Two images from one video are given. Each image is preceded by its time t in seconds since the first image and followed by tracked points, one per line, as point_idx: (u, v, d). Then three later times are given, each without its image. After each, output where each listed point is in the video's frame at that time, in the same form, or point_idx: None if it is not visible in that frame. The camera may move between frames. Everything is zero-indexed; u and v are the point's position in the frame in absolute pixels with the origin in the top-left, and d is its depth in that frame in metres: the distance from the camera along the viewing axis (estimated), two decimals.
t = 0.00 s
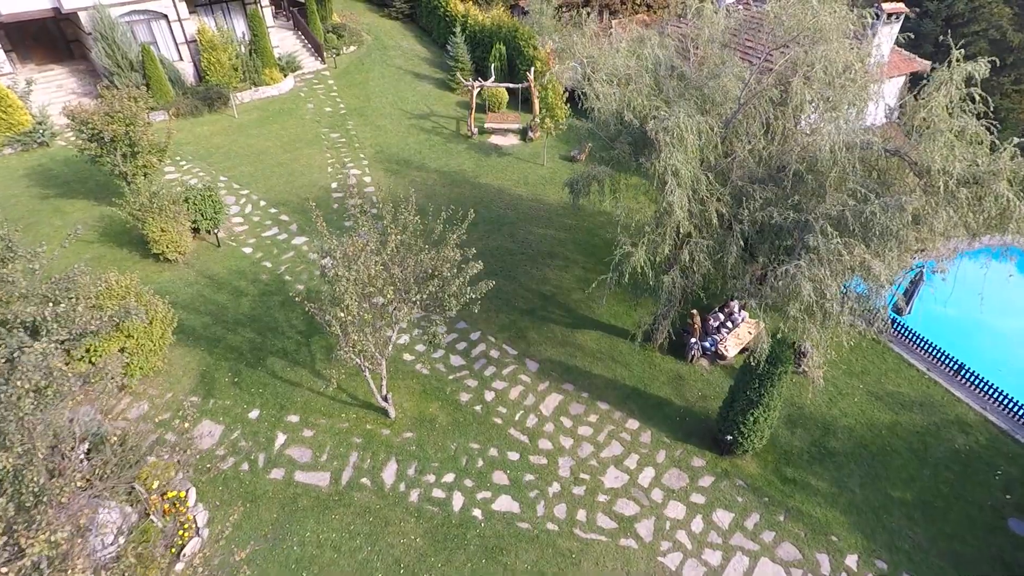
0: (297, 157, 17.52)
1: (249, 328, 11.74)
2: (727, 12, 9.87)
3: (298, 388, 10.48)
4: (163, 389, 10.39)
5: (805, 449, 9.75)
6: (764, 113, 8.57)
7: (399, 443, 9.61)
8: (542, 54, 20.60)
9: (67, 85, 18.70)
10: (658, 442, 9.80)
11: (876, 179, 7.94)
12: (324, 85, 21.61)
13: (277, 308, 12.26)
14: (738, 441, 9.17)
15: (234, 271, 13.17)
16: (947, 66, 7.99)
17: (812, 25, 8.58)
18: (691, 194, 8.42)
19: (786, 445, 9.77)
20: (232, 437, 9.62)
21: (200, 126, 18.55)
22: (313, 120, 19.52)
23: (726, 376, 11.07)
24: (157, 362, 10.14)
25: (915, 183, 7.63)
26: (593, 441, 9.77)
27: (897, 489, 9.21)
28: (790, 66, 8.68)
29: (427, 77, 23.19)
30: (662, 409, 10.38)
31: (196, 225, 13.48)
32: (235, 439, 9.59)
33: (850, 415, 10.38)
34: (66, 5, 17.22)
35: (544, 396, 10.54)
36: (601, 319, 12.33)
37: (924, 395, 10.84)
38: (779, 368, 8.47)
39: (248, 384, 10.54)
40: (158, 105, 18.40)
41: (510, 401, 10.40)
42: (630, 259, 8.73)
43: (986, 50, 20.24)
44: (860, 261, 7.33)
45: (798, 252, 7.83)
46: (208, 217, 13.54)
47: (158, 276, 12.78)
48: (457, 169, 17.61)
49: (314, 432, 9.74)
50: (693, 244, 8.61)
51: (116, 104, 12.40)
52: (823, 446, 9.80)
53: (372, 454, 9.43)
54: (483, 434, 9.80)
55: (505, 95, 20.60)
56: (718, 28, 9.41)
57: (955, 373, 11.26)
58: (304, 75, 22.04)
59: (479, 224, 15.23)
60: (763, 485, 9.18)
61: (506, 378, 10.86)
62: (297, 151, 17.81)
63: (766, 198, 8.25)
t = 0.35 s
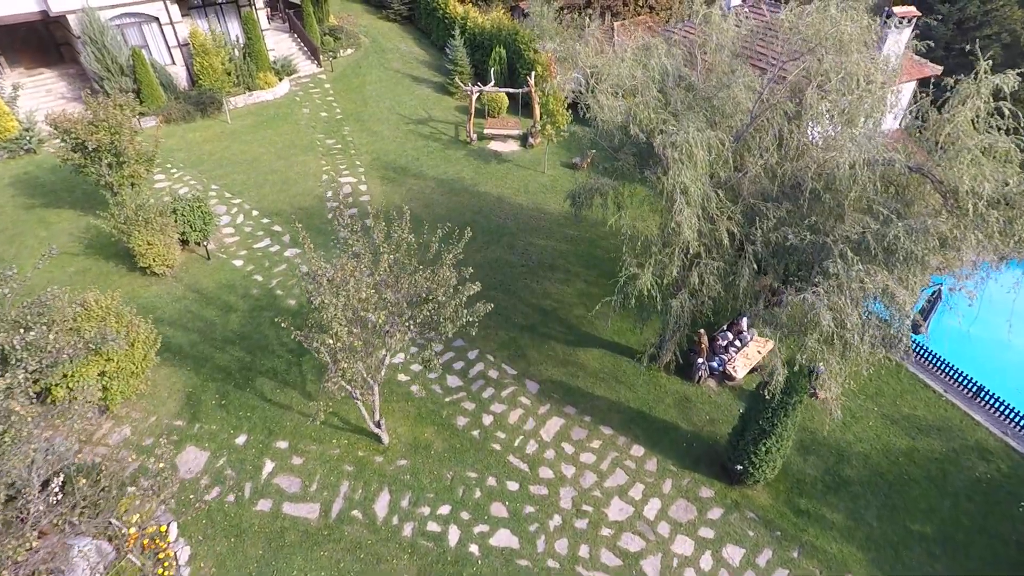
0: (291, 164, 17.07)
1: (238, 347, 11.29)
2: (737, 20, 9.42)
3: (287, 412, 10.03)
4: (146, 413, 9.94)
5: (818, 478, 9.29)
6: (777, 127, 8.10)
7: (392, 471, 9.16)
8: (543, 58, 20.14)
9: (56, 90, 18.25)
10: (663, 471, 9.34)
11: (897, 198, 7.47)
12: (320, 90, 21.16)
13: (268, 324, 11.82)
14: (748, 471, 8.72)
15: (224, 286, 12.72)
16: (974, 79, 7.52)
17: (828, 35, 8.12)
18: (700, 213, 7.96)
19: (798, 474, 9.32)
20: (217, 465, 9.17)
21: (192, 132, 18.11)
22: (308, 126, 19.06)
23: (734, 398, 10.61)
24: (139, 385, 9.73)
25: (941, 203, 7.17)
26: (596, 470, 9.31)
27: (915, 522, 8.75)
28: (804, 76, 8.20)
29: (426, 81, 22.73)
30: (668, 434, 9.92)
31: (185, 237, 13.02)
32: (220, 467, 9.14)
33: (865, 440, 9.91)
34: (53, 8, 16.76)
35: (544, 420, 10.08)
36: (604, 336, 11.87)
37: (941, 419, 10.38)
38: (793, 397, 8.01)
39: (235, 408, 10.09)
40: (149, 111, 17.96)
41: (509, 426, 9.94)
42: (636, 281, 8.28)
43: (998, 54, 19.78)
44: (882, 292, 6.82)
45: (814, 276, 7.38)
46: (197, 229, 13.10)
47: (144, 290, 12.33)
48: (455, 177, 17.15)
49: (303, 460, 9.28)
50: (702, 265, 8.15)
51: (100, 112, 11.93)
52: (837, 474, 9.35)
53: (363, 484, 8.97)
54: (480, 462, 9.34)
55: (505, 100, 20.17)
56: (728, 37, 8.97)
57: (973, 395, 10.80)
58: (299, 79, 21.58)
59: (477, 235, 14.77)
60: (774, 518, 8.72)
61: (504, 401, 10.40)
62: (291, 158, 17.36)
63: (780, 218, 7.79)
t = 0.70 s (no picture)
0: (283, 174, 16.50)
1: (222, 373, 10.72)
2: (751, 30, 8.84)
3: (272, 446, 9.47)
4: (123, 447, 9.38)
5: (838, 520, 8.71)
6: (797, 147, 7.54)
7: (383, 513, 8.59)
8: (544, 63, 19.44)
9: (41, 97, 17.67)
10: (672, 512, 8.77)
11: (927, 226, 6.88)
12: (314, 96, 20.58)
13: (255, 348, 11.25)
14: (764, 515, 8.14)
15: (209, 307, 12.13)
16: (1013, 98, 6.93)
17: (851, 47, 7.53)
18: (714, 242, 7.40)
19: (815, 515, 8.74)
20: (196, 505, 8.60)
21: (181, 141, 17.55)
22: (302, 134, 18.49)
23: (746, 429, 10.03)
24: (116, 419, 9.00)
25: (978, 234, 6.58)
26: (600, 511, 8.73)
27: (942, 569, 8.18)
28: (824, 94, 7.62)
29: (424, 87, 22.15)
30: (676, 470, 9.35)
31: (170, 254, 12.45)
32: (199, 508, 8.57)
33: (886, 477, 9.33)
34: (37, 13, 16.20)
35: (545, 455, 9.50)
36: (608, 361, 11.31)
37: (966, 452, 9.79)
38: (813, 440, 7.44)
39: (218, 441, 9.52)
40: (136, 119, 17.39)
41: (508, 462, 9.36)
42: (644, 314, 7.70)
43: (1013, 60, 19.19)
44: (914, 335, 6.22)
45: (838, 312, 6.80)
46: (182, 245, 12.54)
47: (125, 311, 11.77)
48: (453, 187, 16.56)
49: (289, 500, 8.72)
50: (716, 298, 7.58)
51: (80, 125, 11.36)
52: (858, 515, 8.77)
53: (352, 527, 8.40)
54: (477, 502, 8.77)
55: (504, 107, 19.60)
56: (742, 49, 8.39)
57: (999, 426, 10.22)
58: (293, 84, 21.00)
59: (475, 250, 14.18)
60: (791, 566, 8.15)
61: (503, 433, 9.83)
62: (283, 168, 16.78)
63: (800, 247, 7.23)
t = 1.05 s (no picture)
0: (273, 188, 15.79)
1: (202, 409, 10.02)
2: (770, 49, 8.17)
3: (253, 493, 8.78)
4: (92, 494, 8.68)
5: None
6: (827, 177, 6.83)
7: (371, 571, 7.89)
8: (546, 70, 18.63)
9: (22, 106, 16.97)
10: (685, 569, 8.08)
11: (974, 269, 6.16)
12: (308, 104, 19.88)
13: (237, 381, 10.57)
14: None
15: (191, 335, 11.44)
16: None
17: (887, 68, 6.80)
18: (736, 284, 6.70)
19: (841, 573, 8.05)
20: (168, 563, 7.91)
21: (167, 152, 16.84)
22: (293, 145, 17.78)
23: (763, 473, 9.33)
24: (83, 466, 8.32)
25: None
26: (607, 568, 8.03)
27: None
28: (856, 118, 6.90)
29: (421, 94, 21.44)
30: (689, 520, 8.65)
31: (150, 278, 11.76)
32: (172, 566, 7.89)
33: (916, 528, 8.63)
34: (15, 19, 15.53)
35: (547, 503, 8.81)
36: (613, 395, 10.63)
37: (1002, 499, 9.08)
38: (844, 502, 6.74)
39: (194, 487, 8.84)
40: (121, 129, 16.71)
41: (507, 511, 8.67)
42: (658, 361, 7.00)
43: None
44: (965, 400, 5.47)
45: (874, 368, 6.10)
46: (163, 268, 11.84)
47: (101, 340, 11.09)
48: (451, 202, 15.86)
49: (269, 556, 8.02)
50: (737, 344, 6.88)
51: (50, 144, 10.64)
52: (887, 573, 8.07)
53: None
54: (474, 558, 8.07)
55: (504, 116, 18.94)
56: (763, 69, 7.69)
57: None
58: (286, 92, 20.31)
59: (474, 271, 13.48)
60: None
61: (502, 478, 9.13)
62: (273, 182, 16.08)
63: (830, 289, 6.55)
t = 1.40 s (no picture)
0: (259, 207, 14.94)
1: (173, 461, 9.16)
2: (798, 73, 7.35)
3: (226, 561, 7.94)
4: (47, 563, 7.85)
5: None
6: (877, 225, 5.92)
7: None
8: (548, 81, 17.70)
9: None
10: None
11: None
12: (298, 115, 19.02)
13: (213, 427, 9.73)
14: None
15: (165, 374, 10.60)
16: None
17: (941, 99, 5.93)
18: (772, 350, 5.88)
19: None
20: None
21: (149, 168, 16.00)
22: (282, 159, 16.91)
23: (789, 535, 8.47)
24: (35, 535, 7.52)
25: None
26: None
27: None
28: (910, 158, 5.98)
29: (418, 103, 20.58)
30: None
31: (122, 310, 10.93)
32: None
33: None
34: None
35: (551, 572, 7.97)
36: (623, 443, 9.78)
37: None
38: None
39: (160, 555, 7.99)
40: (99, 143, 15.86)
41: None
42: (679, 432, 6.14)
43: None
44: None
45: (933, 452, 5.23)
46: (136, 299, 11.00)
47: (68, 380, 10.26)
48: (447, 221, 15.00)
49: None
50: (770, 414, 6.04)
51: (8, 168, 9.75)
52: None
53: None
54: None
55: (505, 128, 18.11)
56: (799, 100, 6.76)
57: None
58: (276, 101, 19.46)
59: (472, 298, 12.63)
60: None
61: (502, 542, 8.29)
62: (260, 199, 15.23)
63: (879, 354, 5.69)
